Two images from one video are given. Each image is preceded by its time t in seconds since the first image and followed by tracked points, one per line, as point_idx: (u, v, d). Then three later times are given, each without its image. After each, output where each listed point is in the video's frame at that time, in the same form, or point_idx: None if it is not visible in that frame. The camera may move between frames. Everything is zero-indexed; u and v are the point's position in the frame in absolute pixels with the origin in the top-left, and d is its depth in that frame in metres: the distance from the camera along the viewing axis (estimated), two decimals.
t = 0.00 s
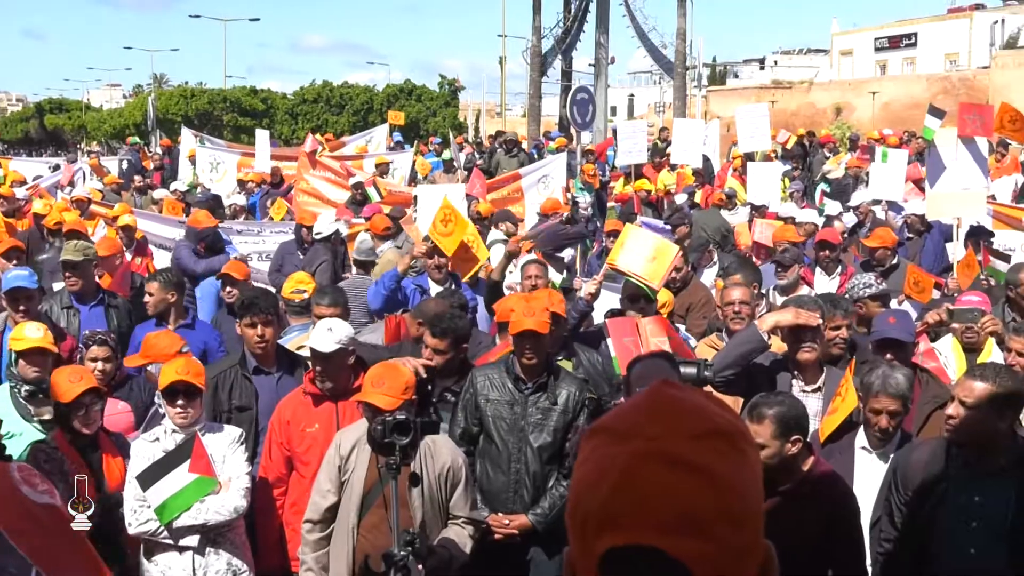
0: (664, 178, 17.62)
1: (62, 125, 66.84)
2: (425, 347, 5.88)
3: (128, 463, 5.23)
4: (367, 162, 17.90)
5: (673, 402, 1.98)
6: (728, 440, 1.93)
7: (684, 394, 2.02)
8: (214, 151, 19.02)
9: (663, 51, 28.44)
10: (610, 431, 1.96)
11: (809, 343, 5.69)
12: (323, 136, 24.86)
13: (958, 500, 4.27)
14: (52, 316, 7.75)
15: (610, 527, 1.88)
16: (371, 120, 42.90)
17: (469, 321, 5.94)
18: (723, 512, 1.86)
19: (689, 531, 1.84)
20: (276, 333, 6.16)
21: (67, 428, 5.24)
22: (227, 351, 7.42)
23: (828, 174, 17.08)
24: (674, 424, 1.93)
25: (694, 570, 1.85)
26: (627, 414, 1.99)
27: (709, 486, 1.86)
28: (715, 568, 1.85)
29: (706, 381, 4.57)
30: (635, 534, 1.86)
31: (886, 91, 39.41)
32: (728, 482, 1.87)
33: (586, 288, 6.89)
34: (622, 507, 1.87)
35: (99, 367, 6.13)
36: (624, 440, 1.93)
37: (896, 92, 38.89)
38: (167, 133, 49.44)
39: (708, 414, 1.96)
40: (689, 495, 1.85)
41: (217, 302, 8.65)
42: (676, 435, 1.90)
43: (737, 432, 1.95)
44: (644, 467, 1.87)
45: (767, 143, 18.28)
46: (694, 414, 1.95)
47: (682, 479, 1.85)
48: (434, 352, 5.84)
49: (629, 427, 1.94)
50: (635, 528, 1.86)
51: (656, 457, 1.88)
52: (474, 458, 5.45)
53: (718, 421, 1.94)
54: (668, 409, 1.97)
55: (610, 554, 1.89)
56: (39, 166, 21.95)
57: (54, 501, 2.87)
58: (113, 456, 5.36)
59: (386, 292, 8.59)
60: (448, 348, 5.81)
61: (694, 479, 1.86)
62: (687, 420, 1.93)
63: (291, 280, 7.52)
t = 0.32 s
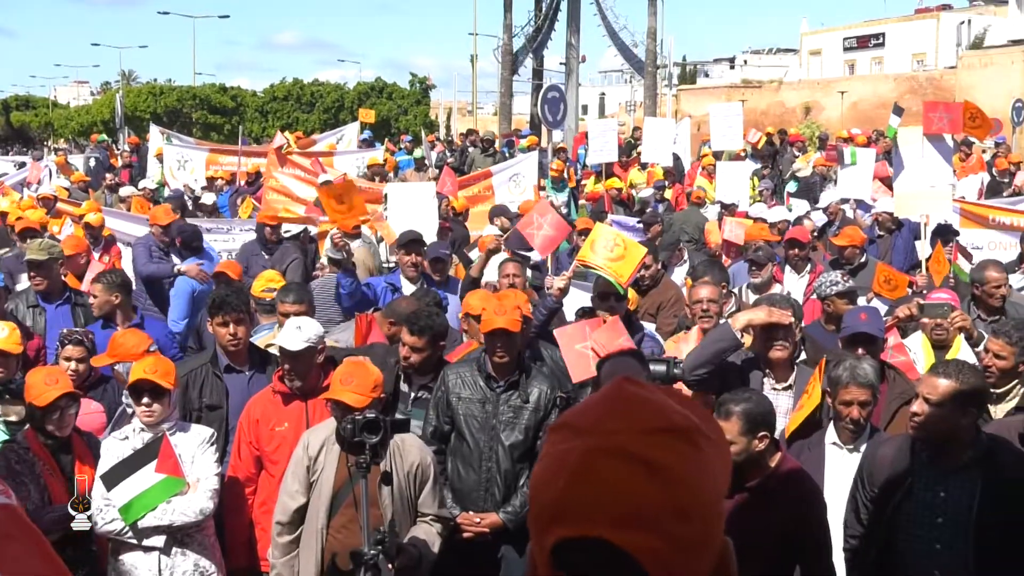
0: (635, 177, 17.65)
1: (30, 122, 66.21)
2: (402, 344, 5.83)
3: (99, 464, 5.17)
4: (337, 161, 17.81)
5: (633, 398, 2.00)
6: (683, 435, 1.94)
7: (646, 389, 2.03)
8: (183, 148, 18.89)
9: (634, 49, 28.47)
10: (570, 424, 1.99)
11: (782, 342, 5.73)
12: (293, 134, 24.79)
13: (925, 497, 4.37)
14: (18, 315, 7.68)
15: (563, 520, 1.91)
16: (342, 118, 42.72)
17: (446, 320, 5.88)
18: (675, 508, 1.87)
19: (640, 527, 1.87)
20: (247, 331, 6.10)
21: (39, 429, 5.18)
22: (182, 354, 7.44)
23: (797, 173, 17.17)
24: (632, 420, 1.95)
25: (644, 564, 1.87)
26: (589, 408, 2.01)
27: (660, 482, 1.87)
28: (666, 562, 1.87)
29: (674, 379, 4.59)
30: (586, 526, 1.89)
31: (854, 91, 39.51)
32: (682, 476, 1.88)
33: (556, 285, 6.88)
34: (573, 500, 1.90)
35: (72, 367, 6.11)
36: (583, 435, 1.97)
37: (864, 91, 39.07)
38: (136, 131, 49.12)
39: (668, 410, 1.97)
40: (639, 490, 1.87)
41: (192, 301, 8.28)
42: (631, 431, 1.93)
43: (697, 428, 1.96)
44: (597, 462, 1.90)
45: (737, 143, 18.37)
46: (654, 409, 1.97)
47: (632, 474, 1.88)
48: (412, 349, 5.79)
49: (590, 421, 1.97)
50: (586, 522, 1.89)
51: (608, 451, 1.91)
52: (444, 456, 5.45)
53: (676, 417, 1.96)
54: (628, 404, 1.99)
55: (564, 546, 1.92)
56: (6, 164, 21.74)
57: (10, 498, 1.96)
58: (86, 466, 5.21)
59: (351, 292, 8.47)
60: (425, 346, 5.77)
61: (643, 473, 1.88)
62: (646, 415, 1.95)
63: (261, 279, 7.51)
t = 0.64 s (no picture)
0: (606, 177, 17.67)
1: None
2: (379, 345, 5.84)
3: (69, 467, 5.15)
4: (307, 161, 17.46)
5: (590, 393, 2.02)
6: (639, 431, 1.95)
7: (602, 385, 2.04)
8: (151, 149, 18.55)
9: (605, 49, 28.42)
10: (527, 421, 2.01)
11: (757, 341, 5.74)
12: (264, 134, 24.65)
13: (892, 492, 4.41)
14: None
15: (517, 515, 1.94)
16: (312, 117, 42.58)
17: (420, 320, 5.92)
18: (630, 502, 1.89)
19: (595, 521, 1.89)
20: (218, 333, 6.05)
21: (10, 431, 5.15)
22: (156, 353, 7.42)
23: (767, 170, 17.24)
24: (588, 416, 1.96)
25: (599, 559, 1.89)
26: (547, 404, 2.03)
27: (615, 478, 1.89)
28: (619, 556, 1.89)
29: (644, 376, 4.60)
30: (541, 522, 1.91)
31: (823, 90, 39.67)
32: (637, 473, 1.90)
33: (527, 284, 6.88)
34: (528, 496, 1.92)
35: (45, 367, 6.10)
36: (537, 431, 1.99)
37: (833, 91, 39.29)
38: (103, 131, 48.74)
39: (624, 406, 1.99)
40: (592, 484, 1.88)
41: (164, 302, 8.22)
42: (586, 427, 1.95)
43: (653, 425, 1.97)
44: (551, 456, 1.92)
45: (708, 142, 18.42)
46: (611, 405, 1.99)
47: (586, 469, 1.90)
48: (388, 351, 5.78)
49: (545, 418, 1.99)
50: (540, 517, 1.91)
51: (564, 446, 1.92)
52: (418, 456, 5.43)
53: (634, 413, 1.97)
54: (584, 400, 2.00)
55: (518, 539, 1.95)
56: None
57: None
58: (55, 467, 5.22)
59: (323, 293, 8.42)
60: (401, 348, 5.77)
61: (600, 470, 1.89)
62: (603, 411, 1.97)
63: (229, 279, 7.48)
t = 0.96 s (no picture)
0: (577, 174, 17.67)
1: None
2: (353, 346, 5.86)
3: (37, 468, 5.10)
4: (278, 159, 17.39)
5: (541, 392, 2.00)
6: (590, 431, 1.94)
7: (550, 381, 2.03)
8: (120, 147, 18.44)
9: (575, 46, 28.42)
10: (477, 421, 2.00)
11: (733, 337, 5.75)
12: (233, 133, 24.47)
13: (860, 486, 4.44)
14: None
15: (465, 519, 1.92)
16: (282, 115, 42.26)
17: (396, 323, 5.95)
18: (577, 506, 1.88)
19: (542, 525, 1.88)
20: (190, 333, 6.00)
21: None
22: (128, 352, 7.35)
23: (738, 167, 17.30)
24: (538, 416, 1.95)
25: (547, 563, 1.88)
26: (497, 404, 2.02)
27: (563, 480, 1.88)
28: (568, 560, 1.88)
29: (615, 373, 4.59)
30: (487, 527, 1.90)
31: (793, 87, 39.85)
32: (584, 474, 1.89)
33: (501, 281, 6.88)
34: (476, 499, 1.91)
35: (15, 367, 6.04)
36: (487, 433, 1.97)
37: (802, 88, 39.51)
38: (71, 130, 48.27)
39: (574, 404, 1.97)
40: (540, 487, 1.87)
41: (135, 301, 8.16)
42: (535, 428, 1.93)
43: (604, 424, 1.96)
44: (498, 460, 1.91)
45: (679, 139, 18.47)
46: (560, 405, 1.97)
47: (534, 473, 1.89)
48: (362, 352, 5.82)
49: (495, 419, 1.98)
50: (487, 521, 1.90)
51: (510, 450, 1.91)
52: (392, 455, 5.42)
53: (583, 413, 1.96)
54: (534, 399, 1.98)
55: (467, 544, 1.93)
56: None
57: None
58: (24, 467, 5.17)
59: (298, 293, 8.34)
60: (375, 350, 5.80)
61: (547, 473, 1.88)
62: (552, 413, 1.95)
63: (198, 278, 7.43)
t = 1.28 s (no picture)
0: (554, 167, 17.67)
1: None
2: (331, 339, 5.85)
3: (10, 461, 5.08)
4: (255, 151, 17.32)
5: (495, 390, 2.09)
6: (544, 424, 2.04)
7: (502, 381, 2.14)
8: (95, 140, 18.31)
9: (552, 38, 28.39)
10: (432, 418, 2.07)
11: (706, 328, 5.78)
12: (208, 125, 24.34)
13: (834, 475, 4.48)
14: None
15: (422, 509, 1.97)
16: (258, 106, 42.02)
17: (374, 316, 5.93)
18: (534, 494, 1.95)
19: (499, 512, 1.94)
20: (165, 327, 5.97)
21: None
22: (103, 347, 7.32)
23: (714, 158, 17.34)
24: (493, 410, 2.04)
25: (504, 550, 1.93)
26: (452, 401, 2.10)
27: (519, 468, 1.96)
28: (525, 546, 1.94)
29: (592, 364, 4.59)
30: (444, 514, 1.94)
31: (769, 78, 39.95)
32: (541, 462, 1.97)
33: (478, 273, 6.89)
34: (433, 488, 1.96)
35: None
36: (444, 427, 2.05)
37: (778, 79, 39.64)
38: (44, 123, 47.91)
39: (527, 399, 2.07)
40: (496, 473, 1.94)
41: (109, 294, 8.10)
42: (493, 421, 2.02)
43: (557, 418, 2.07)
44: (455, 450, 1.98)
45: (655, 130, 18.49)
46: (513, 401, 2.07)
47: (490, 461, 1.96)
48: (340, 345, 5.81)
49: (452, 414, 2.06)
50: (445, 509, 1.95)
51: (468, 440, 1.98)
52: (369, 447, 5.41)
53: (537, 408, 2.06)
54: (488, 396, 2.08)
55: (422, 535, 1.97)
56: None
57: None
58: None
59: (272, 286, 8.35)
60: (353, 342, 5.79)
61: (504, 462, 1.96)
62: (507, 407, 2.05)
63: (172, 271, 7.39)
